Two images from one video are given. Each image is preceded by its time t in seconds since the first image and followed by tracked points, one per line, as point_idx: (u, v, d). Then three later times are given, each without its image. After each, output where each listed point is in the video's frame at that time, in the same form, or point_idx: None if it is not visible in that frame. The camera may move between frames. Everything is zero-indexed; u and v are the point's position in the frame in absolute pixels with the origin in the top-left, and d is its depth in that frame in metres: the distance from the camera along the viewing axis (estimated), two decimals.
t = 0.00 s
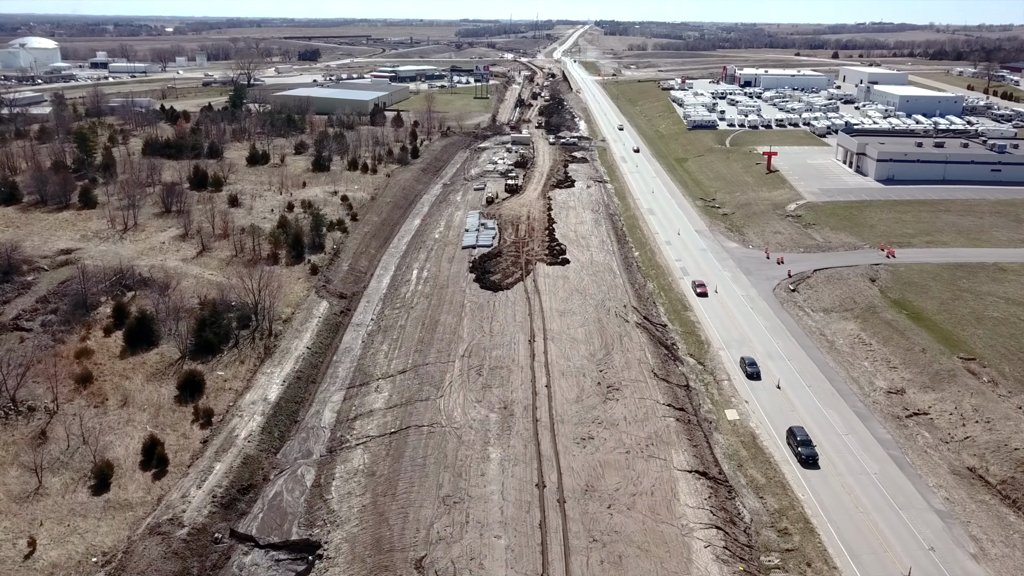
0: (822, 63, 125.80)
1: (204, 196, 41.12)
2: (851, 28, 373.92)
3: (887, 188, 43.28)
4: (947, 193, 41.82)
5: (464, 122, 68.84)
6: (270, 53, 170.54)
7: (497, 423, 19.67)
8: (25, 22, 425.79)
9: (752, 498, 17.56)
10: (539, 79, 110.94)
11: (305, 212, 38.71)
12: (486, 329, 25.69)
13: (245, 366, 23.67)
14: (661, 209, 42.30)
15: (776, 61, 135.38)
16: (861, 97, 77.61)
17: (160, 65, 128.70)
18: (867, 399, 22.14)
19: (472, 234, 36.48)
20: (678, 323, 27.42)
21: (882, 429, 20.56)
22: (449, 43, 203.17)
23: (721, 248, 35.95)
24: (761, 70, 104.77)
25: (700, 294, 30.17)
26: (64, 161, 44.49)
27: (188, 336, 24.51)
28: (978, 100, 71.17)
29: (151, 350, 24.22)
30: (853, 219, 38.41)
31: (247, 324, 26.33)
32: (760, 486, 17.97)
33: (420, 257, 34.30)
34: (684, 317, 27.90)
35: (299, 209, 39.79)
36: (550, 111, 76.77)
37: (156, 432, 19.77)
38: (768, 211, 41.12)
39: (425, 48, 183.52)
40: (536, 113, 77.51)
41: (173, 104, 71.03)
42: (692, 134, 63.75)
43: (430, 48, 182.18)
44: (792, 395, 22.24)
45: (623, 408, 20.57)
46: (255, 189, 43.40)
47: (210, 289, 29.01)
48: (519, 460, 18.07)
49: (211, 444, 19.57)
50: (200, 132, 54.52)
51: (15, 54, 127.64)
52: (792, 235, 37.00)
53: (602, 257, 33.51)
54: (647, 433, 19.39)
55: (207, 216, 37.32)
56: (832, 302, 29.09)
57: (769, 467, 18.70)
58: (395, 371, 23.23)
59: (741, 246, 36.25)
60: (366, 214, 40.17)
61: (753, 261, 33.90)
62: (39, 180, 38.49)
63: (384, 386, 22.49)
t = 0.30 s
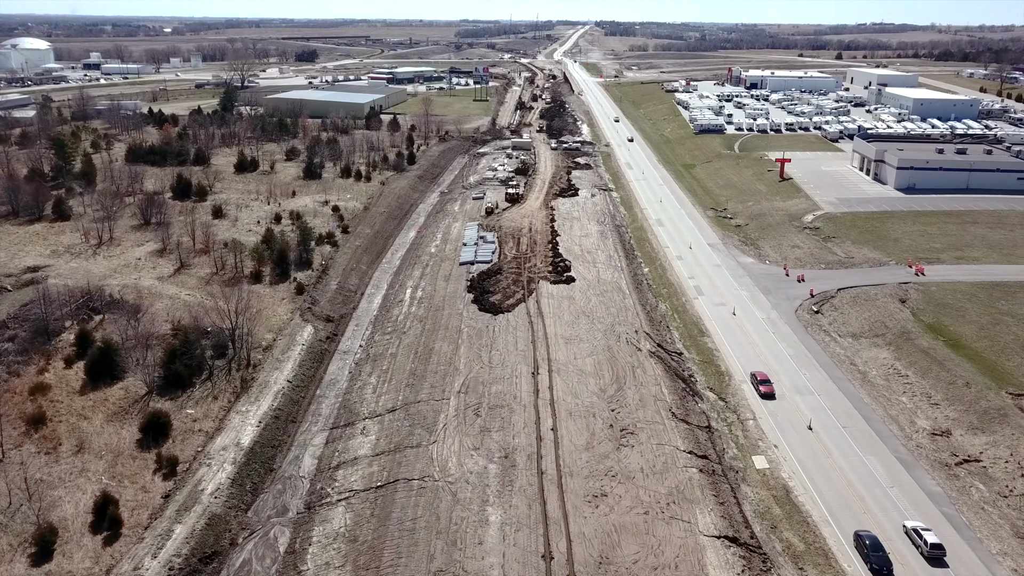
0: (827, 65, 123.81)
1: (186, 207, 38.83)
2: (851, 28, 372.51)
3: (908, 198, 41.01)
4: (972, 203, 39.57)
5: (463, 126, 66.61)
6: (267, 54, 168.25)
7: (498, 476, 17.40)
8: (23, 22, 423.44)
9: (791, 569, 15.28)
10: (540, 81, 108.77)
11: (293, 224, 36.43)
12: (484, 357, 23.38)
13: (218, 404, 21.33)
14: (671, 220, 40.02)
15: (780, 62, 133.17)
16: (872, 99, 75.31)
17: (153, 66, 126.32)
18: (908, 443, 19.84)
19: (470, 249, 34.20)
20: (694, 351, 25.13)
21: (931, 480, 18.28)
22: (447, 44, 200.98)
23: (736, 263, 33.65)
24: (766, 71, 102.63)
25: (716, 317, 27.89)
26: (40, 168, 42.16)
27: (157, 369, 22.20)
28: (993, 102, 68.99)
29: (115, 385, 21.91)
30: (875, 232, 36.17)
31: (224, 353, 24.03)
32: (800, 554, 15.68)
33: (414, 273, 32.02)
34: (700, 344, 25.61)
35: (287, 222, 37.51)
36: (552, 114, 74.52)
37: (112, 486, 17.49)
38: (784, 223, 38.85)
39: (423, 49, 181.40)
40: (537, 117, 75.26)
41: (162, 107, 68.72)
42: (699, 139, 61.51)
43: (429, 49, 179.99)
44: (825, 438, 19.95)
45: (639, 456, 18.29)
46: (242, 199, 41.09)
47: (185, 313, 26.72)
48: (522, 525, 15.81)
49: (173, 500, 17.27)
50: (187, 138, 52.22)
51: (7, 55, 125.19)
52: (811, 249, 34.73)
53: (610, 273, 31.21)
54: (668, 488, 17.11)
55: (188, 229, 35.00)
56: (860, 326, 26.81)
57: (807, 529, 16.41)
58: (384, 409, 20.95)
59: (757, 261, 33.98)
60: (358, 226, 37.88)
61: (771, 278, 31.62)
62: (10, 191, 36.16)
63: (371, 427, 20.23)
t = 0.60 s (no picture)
0: (832, 66, 121.84)
1: (167, 219, 36.59)
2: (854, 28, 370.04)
3: (931, 207, 38.75)
4: (999, 214, 37.36)
5: (461, 130, 64.38)
6: (263, 55, 166.40)
7: (496, 544, 15.20)
8: (20, 23, 421.67)
9: None
10: (540, 83, 106.70)
11: (279, 238, 34.16)
12: (481, 392, 21.13)
13: (183, 449, 19.06)
14: (680, 232, 37.76)
15: (784, 64, 130.80)
16: (883, 102, 73.06)
17: (146, 67, 124.33)
18: (961, 496, 17.56)
19: (467, 265, 31.94)
20: (713, 383, 22.84)
21: (990, 544, 16.02)
22: (446, 45, 199.32)
23: (753, 281, 31.31)
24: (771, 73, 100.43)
25: (735, 342, 25.61)
26: (14, 176, 39.92)
27: (117, 409, 19.91)
28: (1009, 105, 66.73)
29: (70, 427, 19.63)
30: (899, 246, 33.89)
31: (194, 388, 21.79)
32: None
33: (407, 292, 29.76)
34: (719, 374, 23.33)
35: (273, 235, 35.27)
36: (553, 117, 72.31)
37: (53, 555, 15.23)
38: (801, 235, 36.61)
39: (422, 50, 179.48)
40: (538, 120, 73.06)
41: (151, 111, 66.56)
42: (706, 143, 59.29)
43: (428, 50, 177.81)
44: (866, 490, 17.70)
45: (658, 518, 16.05)
46: (226, 210, 38.86)
47: (156, 339, 24.47)
48: None
49: (122, 571, 15.00)
50: (173, 144, 50.00)
51: None
52: (833, 265, 32.42)
53: (617, 292, 28.97)
54: (692, 558, 14.88)
55: (166, 243, 32.75)
56: (892, 355, 24.53)
57: None
58: (369, 456, 18.68)
59: (775, 277, 31.73)
60: (349, 239, 35.64)
61: (790, 297, 29.37)
62: None
63: (354, 477, 17.98)
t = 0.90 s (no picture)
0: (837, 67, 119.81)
1: (144, 232, 34.42)
2: (855, 27, 368.29)
3: (956, 219, 36.53)
4: None
5: (459, 134, 62.22)
6: (259, 55, 164.19)
7: None
8: (18, 23, 419.67)
9: None
10: (540, 84, 104.59)
11: (262, 254, 32.00)
12: (477, 435, 18.90)
13: (138, 506, 16.82)
14: (690, 245, 35.55)
15: (788, 65, 128.81)
16: (894, 104, 70.86)
17: (139, 69, 122.09)
18: None
19: (463, 283, 29.76)
20: (734, 422, 20.63)
21: None
22: (445, 45, 197.12)
23: (770, 301, 29.09)
24: (777, 74, 98.26)
25: (755, 372, 23.41)
26: None
27: (66, 457, 17.69)
28: None
29: (11, 478, 17.39)
30: (926, 261, 31.73)
31: (157, 430, 19.51)
32: None
33: (398, 314, 27.58)
34: (740, 411, 21.13)
35: (257, 250, 33.06)
36: (554, 120, 70.17)
37: None
38: (819, 250, 34.40)
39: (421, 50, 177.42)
40: (539, 124, 70.91)
41: (138, 114, 64.40)
42: (713, 148, 57.09)
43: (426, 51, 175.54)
44: (915, 557, 15.53)
45: None
46: (209, 222, 36.65)
47: (119, 371, 22.22)
48: None
49: None
50: (157, 150, 47.77)
51: None
52: (856, 283, 30.23)
53: (625, 315, 26.73)
54: None
55: (140, 260, 30.57)
56: (929, 387, 22.33)
57: None
58: (349, 515, 16.49)
59: (794, 297, 29.51)
60: (337, 253, 33.43)
61: (813, 320, 27.17)
62: None
63: (331, 542, 15.76)
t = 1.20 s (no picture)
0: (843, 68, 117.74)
1: (117, 247, 32.18)
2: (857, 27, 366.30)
3: (984, 233, 34.30)
4: None
5: (456, 138, 59.99)
6: (255, 55, 162.13)
7: None
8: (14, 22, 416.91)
9: None
10: (541, 86, 102.43)
11: (242, 272, 29.77)
12: (468, 493, 16.66)
13: None
14: (701, 260, 33.29)
15: (793, 65, 126.72)
16: (906, 107, 68.60)
17: (132, 69, 119.99)
18: None
19: (457, 304, 27.50)
20: (758, 470, 18.38)
21: None
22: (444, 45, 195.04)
23: (790, 324, 26.84)
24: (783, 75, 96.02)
25: (778, 410, 21.14)
26: None
27: None
28: None
29: None
30: (956, 280, 29.48)
31: (107, 483, 17.21)
32: None
33: (387, 339, 25.32)
34: (764, 457, 18.87)
35: (237, 266, 30.83)
36: (555, 123, 67.93)
37: None
38: (839, 265, 32.14)
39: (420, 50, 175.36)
40: (539, 127, 68.67)
41: (124, 118, 62.17)
42: (721, 153, 54.84)
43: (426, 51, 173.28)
44: None
45: None
46: (187, 235, 34.41)
47: (73, 408, 19.95)
48: None
49: None
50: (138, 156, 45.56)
51: None
52: (881, 304, 27.97)
53: (633, 341, 24.50)
54: None
55: (109, 279, 28.32)
56: (973, 429, 20.10)
57: None
58: None
59: (815, 320, 27.27)
60: (323, 270, 31.17)
61: (837, 348, 24.93)
62: None
63: None
